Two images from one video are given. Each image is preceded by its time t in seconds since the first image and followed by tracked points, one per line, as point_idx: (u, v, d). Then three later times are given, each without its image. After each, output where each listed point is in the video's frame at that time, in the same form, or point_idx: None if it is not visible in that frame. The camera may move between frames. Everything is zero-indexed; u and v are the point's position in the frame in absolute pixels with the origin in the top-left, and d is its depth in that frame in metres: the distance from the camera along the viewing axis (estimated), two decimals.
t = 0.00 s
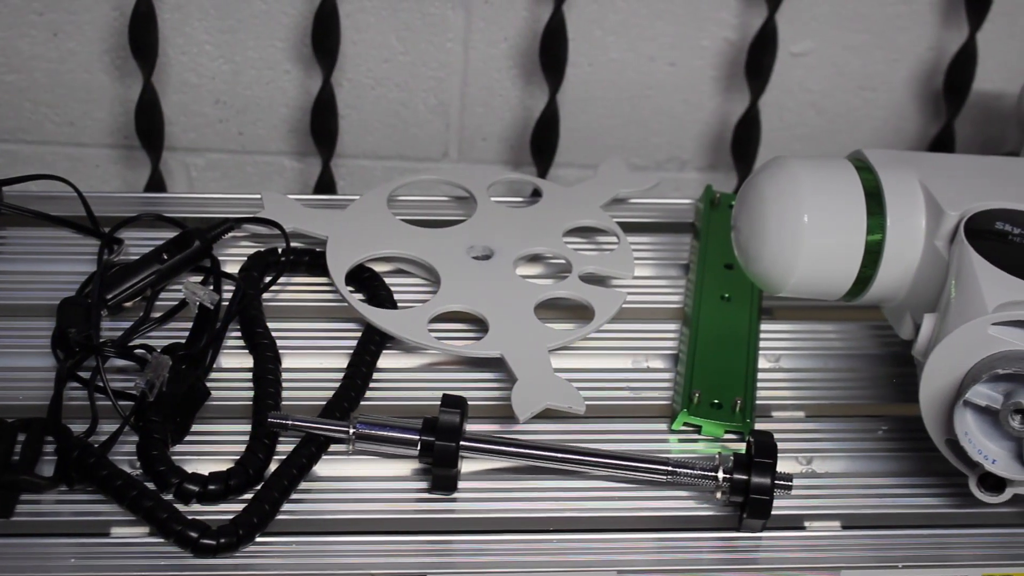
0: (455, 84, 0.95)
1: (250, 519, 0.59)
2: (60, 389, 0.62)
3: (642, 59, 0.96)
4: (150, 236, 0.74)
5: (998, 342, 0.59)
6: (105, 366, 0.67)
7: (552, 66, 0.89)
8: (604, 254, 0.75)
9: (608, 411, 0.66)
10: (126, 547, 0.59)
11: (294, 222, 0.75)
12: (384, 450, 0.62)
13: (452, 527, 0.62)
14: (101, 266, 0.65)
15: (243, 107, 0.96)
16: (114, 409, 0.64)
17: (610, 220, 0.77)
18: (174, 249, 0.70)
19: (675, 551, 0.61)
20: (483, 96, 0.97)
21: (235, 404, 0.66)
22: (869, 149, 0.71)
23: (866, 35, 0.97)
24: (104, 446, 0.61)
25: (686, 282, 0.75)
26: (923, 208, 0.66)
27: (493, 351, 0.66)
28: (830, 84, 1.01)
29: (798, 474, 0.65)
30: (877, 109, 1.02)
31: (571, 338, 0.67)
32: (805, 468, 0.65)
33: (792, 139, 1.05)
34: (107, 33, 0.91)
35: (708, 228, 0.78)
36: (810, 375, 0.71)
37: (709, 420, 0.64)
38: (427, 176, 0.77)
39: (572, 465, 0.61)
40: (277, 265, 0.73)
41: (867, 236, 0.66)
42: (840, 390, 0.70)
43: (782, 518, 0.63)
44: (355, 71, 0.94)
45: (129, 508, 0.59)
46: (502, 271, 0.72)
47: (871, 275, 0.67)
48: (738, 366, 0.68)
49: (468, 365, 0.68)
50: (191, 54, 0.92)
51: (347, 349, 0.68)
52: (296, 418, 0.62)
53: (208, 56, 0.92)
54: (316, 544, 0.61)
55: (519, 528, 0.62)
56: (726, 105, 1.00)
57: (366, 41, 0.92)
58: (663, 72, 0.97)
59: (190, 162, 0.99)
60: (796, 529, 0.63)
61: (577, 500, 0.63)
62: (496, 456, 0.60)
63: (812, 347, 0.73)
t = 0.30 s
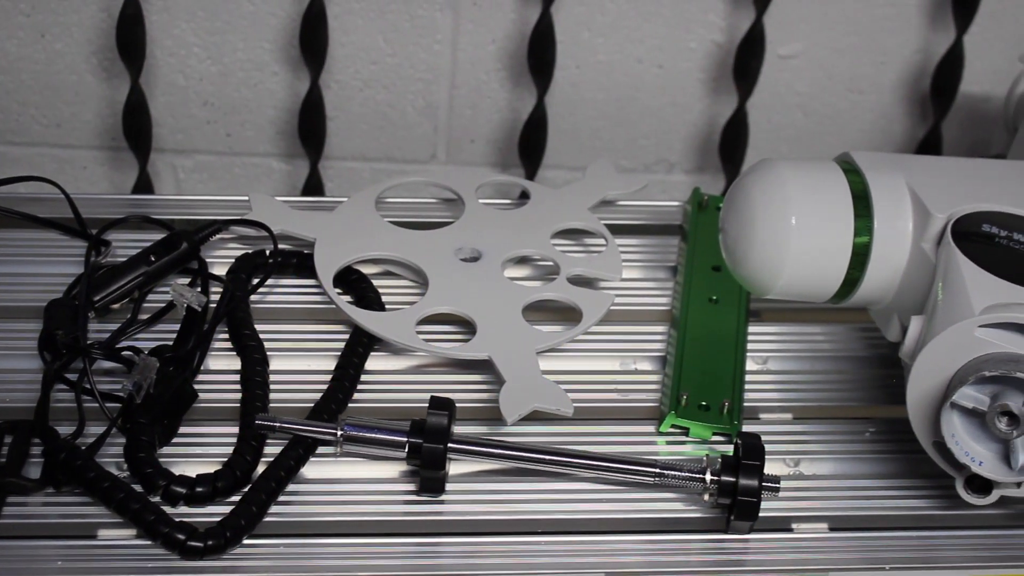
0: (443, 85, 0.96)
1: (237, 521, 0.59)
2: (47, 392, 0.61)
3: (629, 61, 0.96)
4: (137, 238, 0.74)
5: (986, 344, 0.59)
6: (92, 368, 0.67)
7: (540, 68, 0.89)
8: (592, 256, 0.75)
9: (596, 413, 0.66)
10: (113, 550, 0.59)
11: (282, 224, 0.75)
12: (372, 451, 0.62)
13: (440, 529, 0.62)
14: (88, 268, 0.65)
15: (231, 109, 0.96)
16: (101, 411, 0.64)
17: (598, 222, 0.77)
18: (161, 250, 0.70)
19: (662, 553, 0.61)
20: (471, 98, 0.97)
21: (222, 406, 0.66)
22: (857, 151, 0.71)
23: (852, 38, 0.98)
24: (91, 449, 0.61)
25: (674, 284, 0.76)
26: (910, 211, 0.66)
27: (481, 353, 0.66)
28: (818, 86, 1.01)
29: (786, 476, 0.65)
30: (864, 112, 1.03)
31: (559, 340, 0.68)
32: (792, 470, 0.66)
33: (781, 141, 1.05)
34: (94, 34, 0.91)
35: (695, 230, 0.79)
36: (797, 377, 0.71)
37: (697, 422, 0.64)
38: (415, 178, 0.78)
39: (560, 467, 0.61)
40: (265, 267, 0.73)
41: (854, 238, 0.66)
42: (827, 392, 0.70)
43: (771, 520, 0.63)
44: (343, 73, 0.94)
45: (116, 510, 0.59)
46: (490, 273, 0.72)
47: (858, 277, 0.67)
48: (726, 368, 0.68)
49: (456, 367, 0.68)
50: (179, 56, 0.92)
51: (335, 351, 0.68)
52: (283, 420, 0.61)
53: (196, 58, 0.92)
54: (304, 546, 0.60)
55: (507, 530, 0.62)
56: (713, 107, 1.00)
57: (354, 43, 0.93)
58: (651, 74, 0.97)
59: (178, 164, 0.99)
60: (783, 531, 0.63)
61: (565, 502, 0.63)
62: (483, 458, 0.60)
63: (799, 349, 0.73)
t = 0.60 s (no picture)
0: (432, 87, 0.96)
1: (227, 523, 0.59)
2: (36, 394, 0.61)
3: (618, 63, 0.97)
4: (126, 240, 0.74)
5: (973, 346, 0.59)
6: (81, 370, 0.67)
7: (529, 69, 0.90)
8: (581, 258, 0.75)
9: (585, 415, 0.66)
10: (102, 552, 0.59)
11: (271, 226, 0.75)
12: (361, 453, 0.61)
13: (429, 531, 0.62)
14: (77, 270, 0.65)
15: (220, 110, 0.96)
16: (90, 413, 0.64)
17: (588, 224, 0.77)
18: (150, 252, 0.69)
19: (652, 554, 0.61)
20: (460, 100, 0.97)
21: (211, 407, 0.66)
22: (845, 153, 0.71)
23: (840, 40, 0.98)
24: (79, 451, 0.61)
25: (663, 286, 0.76)
26: (898, 212, 0.66)
27: (471, 354, 0.66)
28: (807, 88, 1.01)
29: (775, 477, 0.65)
30: (854, 114, 1.03)
31: (548, 342, 0.68)
32: (782, 471, 0.66)
33: (772, 143, 1.05)
34: (83, 37, 0.91)
35: (684, 232, 0.79)
36: (786, 378, 0.71)
37: (687, 423, 0.64)
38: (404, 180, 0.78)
39: (549, 469, 0.61)
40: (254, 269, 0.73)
41: (844, 240, 0.66)
42: (817, 393, 0.71)
43: (760, 522, 0.63)
44: (332, 75, 0.95)
45: (105, 512, 0.59)
46: (479, 274, 0.72)
47: (848, 278, 0.68)
48: (716, 369, 0.68)
49: (445, 369, 0.68)
50: (168, 58, 0.93)
51: (325, 353, 0.68)
52: (273, 422, 0.61)
53: (185, 60, 0.93)
54: (294, 548, 0.60)
55: (497, 532, 0.62)
56: (702, 109, 1.00)
57: (343, 45, 0.93)
58: (640, 76, 0.98)
59: (167, 165, 1.00)
60: (773, 532, 0.63)
61: (554, 504, 0.63)
62: (472, 460, 0.60)
63: (789, 351, 0.74)
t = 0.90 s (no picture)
0: (424, 88, 0.96)
1: (217, 524, 0.59)
2: (26, 395, 0.61)
3: (610, 64, 0.97)
4: (117, 241, 0.74)
5: (964, 347, 0.59)
6: (71, 371, 0.67)
7: (521, 70, 0.90)
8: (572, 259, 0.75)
9: (576, 416, 0.66)
10: (92, 553, 0.59)
11: (262, 227, 0.75)
12: (353, 455, 0.61)
13: (420, 532, 0.62)
14: (68, 271, 0.65)
15: (211, 111, 0.96)
16: (80, 414, 0.63)
17: (579, 225, 0.78)
18: (141, 253, 0.69)
19: (643, 555, 0.61)
20: (452, 101, 0.98)
21: (201, 409, 0.66)
22: (836, 154, 0.71)
23: (831, 41, 0.98)
24: (70, 452, 0.61)
25: (654, 287, 0.76)
26: (889, 214, 0.66)
27: (462, 356, 0.66)
28: (798, 90, 1.02)
29: (766, 478, 0.65)
30: (845, 115, 1.04)
31: (540, 343, 0.68)
32: (772, 473, 0.66)
33: (764, 144, 1.05)
34: (74, 38, 0.91)
35: (675, 233, 0.79)
36: (777, 379, 0.72)
37: (678, 424, 0.64)
38: (395, 181, 0.78)
39: (539, 470, 0.61)
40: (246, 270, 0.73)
41: (834, 241, 0.66)
42: (807, 394, 0.71)
43: (750, 523, 0.63)
44: (323, 75, 0.95)
45: (95, 513, 0.59)
46: (470, 275, 0.72)
47: (839, 280, 0.68)
48: (707, 370, 0.68)
49: (436, 370, 0.68)
50: (159, 58, 0.93)
51: (316, 355, 0.68)
52: (264, 423, 0.61)
53: (177, 60, 0.93)
54: (285, 549, 0.60)
55: (488, 533, 0.62)
56: (694, 110, 1.01)
57: (334, 46, 0.93)
58: (631, 77, 0.98)
59: (158, 166, 1.00)
60: (764, 533, 0.63)
61: (546, 505, 0.63)
62: (463, 461, 0.60)
63: (780, 351, 0.74)
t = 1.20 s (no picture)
0: (415, 89, 0.97)
1: (207, 525, 0.58)
2: (16, 396, 0.61)
3: (600, 66, 0.97)
4: (107, 242, 0.74)
5: (954, 348, 0.58)
6: (61, 372, 0.66)
7: (511, 72, 0.90)
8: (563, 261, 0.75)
9: (567, 417, 0.66)
10: (81, 555, 0.59)
11: (252, 228, 0.75)
12: (343, 456, 0.61)
13: (410, 533, 0.62)
14: (58, 272, 0.65)
15: (202, 112, 0.96)
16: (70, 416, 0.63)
17: (570, 227, 0.78)
18: (131, 254, 0.69)
19: (634, 555, 0.61)
20: (443, 103, 0.98)
21: (191, 410, 0.66)
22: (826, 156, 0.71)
23: (822, 43, 0.99)
24: (59, 453, 0.61)
25: (645, 289, 0.76)
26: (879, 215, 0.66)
27: (452, 357, 0.66)
28: (789, 91, 1.02)
29: (756, 480, 0.65)
30: (837, 116, 1.04)
31: (530, 344, 0.68)
32: (763, 474, 0.66)
33: (755, 145, 1.05)
34: (64, 39, 0.91)
35: (666, 234, 0.79)
36: (767, 380, 0.72)
37: (668, 426, 0.64)
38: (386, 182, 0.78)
39: (530, 472, 0.61)
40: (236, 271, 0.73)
41: (824, 242, 0.66)
42: (797, 396, 0.71)
43: (740, 524, 0.63)
44: (314, 77, 0.95)
45: (85, 515, 0.59)
46: (461, 277, 0.72)
47: (829, 281, 0.68)
48: (698, 371, 0.68)
49: (426, 372, 0.68)
50: (150, 59, 0.93)
51: (306, 356, 0.68)
52: (254, 424, 0.61)
53: (167, 61, 0.93)
54: (275, 551, 0.60)
55: (478, 535, 0.62)
56: (685, 111, 1.01)
57: (325, 47, 0.93)
58: (622, 79, 0.98)
59: (149, 167, 1.00)
60: (754, 534, 0.63)
61: (536, 506, 0.63)
62: (454, 463, 0.60)
63: (770, 353, 0.74)
